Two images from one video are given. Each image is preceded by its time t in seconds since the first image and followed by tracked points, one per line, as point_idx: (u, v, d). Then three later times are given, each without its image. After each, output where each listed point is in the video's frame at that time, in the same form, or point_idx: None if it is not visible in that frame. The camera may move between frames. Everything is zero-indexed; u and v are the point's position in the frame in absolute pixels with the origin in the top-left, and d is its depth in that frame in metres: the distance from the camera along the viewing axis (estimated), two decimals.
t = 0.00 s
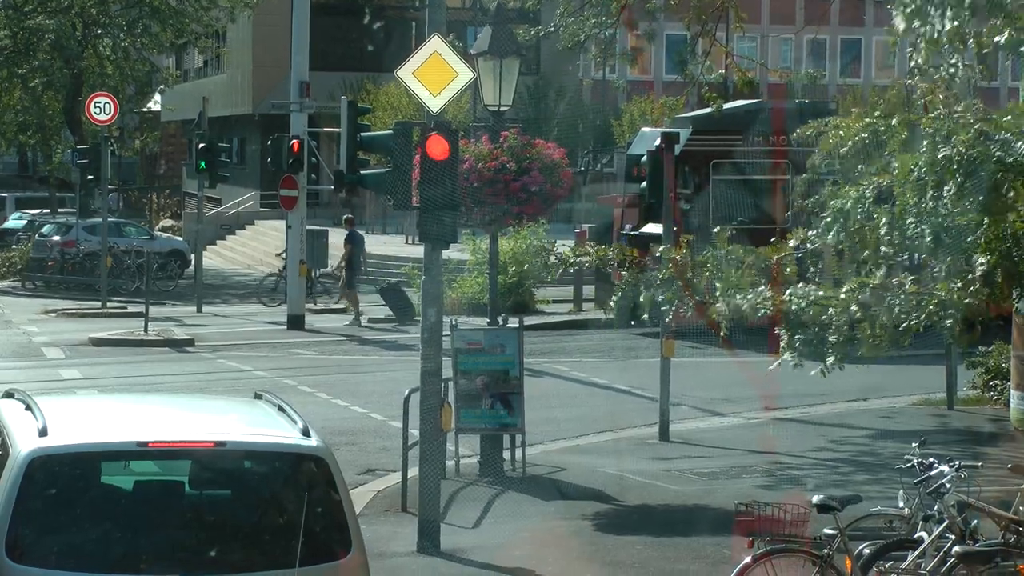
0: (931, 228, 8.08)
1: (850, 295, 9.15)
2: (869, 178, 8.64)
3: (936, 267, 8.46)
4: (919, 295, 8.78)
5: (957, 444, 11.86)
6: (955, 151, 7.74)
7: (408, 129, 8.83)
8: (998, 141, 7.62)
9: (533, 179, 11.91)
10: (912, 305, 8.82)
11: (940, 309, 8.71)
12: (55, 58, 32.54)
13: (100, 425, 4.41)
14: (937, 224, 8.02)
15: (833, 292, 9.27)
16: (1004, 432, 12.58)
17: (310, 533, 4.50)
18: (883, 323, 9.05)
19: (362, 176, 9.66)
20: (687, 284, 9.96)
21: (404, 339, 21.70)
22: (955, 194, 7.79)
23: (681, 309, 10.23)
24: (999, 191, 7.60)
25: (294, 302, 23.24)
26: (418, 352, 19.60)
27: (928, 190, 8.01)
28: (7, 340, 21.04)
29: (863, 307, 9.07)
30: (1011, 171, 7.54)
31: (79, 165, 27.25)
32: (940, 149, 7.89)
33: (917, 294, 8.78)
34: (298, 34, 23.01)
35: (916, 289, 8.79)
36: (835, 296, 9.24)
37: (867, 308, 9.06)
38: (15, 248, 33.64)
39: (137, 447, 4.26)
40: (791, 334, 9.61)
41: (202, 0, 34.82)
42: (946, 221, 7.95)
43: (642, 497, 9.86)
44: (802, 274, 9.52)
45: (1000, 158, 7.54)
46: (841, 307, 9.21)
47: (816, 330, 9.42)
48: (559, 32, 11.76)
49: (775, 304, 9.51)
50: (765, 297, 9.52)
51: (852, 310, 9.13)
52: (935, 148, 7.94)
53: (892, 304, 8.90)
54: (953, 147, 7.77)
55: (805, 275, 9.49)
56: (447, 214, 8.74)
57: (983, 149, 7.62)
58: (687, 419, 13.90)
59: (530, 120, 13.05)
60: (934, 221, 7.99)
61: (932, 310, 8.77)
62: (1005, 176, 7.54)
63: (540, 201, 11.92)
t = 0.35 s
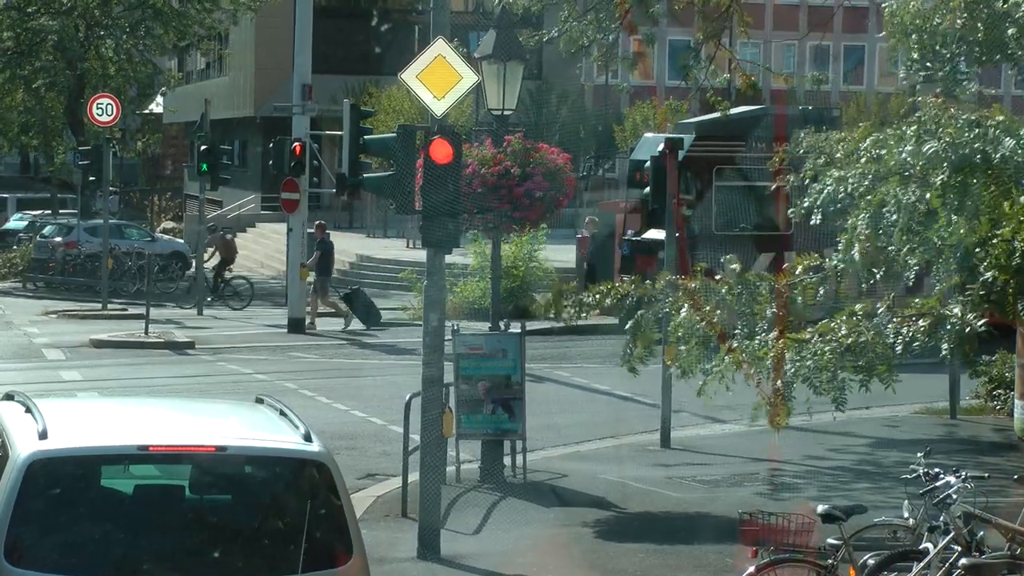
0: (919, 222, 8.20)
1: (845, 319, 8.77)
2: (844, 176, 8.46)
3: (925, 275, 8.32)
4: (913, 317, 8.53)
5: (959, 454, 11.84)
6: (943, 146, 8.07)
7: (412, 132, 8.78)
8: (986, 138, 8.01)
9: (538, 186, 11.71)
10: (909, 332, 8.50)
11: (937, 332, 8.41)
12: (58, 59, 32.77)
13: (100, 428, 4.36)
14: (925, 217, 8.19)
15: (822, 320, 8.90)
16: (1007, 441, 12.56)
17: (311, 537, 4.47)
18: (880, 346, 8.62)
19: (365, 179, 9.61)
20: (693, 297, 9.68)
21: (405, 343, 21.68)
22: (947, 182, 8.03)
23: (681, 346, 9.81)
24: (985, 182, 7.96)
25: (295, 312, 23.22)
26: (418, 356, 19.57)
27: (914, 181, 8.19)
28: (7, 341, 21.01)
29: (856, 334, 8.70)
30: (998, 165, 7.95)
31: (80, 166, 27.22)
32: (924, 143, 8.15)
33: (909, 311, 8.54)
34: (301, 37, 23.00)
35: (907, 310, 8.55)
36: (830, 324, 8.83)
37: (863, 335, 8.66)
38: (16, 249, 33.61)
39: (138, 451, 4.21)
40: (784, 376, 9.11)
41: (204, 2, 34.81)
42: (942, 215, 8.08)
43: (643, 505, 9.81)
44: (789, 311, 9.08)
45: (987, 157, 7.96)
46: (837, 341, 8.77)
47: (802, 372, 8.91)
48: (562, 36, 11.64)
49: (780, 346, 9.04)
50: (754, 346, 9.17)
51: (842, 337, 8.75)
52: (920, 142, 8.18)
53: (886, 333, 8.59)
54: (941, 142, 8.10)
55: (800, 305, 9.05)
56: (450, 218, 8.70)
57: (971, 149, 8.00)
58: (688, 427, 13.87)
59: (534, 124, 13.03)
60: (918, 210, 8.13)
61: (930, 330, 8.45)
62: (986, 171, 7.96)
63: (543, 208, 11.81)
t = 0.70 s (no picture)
0: (892, 220, 7.99)
1: (853, 310, 8.42)
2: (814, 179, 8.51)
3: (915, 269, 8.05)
4: (922, 307, 8.20)
5: (961, 448, 11.81)
6: (908, 141, 7.82)
7: (411, 128, 8.73)
8: (955, 133, 7.76)
9: (538, 183, 11.54)
10: (919, 322, 8.17)
11: (945, 325, 8.09)
12: (55, 58, 32.72)
13: (101, 427, 4.34)
14: (902, 217, 7.95)
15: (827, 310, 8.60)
16: (1008, 436, 12.54)
17: (312, 538, 4.41)
18: (890, 341, 8.31)
19: (364, 177, 9.58)
20: (698, 315, 9.70)
21: (405, 342, 21.66)
22: (914, 181, 7.78)
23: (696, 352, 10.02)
24: (960, 181, 7.66)
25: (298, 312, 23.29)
26: (419, 354, 19.55)
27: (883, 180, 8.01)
28: (8, 341, 20.97)
29: (862, 324, 8.36)
30: (970, 160, 7.61)
31: (79, 165, 27.17)
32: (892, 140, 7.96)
33: (917, 300, 8.20)
34: (299, 36, 22.97)
35: (914, 299, 8.22)
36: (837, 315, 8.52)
37: (871, 323, 8.35)
38: (15, 248, 33.56)
39: (138, 450, 4.18)
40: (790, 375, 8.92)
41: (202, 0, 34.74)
42: (909, 217, 7.90)
43: (646, 502, 9.78)
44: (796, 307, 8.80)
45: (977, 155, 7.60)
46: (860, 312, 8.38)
47: (812, 363, 8.69)
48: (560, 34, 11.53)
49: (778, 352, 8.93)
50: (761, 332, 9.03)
51: (851, 329, 8.40)
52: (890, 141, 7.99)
53: (898, 324, 8.27)
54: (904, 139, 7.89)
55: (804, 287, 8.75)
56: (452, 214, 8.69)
57: (938, 142, 7.74)
58: (689, 423, 13.82)
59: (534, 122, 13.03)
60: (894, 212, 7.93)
61: (939, 323, 8.11)
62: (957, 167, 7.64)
63: (545, 204, 11.68)
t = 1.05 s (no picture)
0: (902, 211, 8.58)
1: (858, 288, 9.35)
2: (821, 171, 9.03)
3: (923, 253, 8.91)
4: (920, 287, 9.27)
5: (964, 447, 11.80)
6: (920, 134, 8.32)
7: (415, 121, 8.70)
8: (969, 126, 8.22)
9: (542, 176, 11.57)
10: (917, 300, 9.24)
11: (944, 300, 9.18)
12: (61, 49, 32.68)
13: (103, 418, 4.32)
14: (915, 209, 8.55)
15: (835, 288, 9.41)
16: (1011, 436, 12.52)
17: (316, 530, 4.40)
18: (887, 318, 9.26)
19: (369, 169, 9.57)
20: (717, 285, 9.80)
21: (408, 334, 21.64)
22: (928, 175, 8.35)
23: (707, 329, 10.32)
24: (970, 170, 8.21)
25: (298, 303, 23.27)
26: (421, 347, 19.53)
27: (893, 172, 8.56)
28: (10, 330, 20.97)
29: (865, 302, 9.33)
30: (983, 149, 8.14)
31: (83, 155, 27.14)
32: (899, 132, 8.48)
33: (917, 278, 9.26)
34: (305, 28, 22.91)
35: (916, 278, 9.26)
36: (842, 291, 9.41)
37: (872, 305, 9.32)
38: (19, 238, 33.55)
39: (140, 440, 4.17)
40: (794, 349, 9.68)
41: None
42: (920, 205, 8.51)
43: (647, 497, 9.77)
44: (794, 279, 9.56)
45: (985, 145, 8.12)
46: (845, 304, 9.37)
47: (814, 333, 9.47)
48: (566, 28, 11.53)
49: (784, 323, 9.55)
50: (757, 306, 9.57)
51: (850, 306, 9.34)
52: (898, 132, 8.49)
53: (895, 304, 9.25)
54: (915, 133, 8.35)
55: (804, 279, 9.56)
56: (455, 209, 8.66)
57: (950, 133, 8.22)
58: (691, 419, 13.80)
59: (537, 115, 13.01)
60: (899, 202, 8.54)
61: (937, 300, 9.19)
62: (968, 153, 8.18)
63: (548, 197, 11.65)
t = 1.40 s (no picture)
0: (904, 199, 7.87)
1: (852, 271, 8.40)
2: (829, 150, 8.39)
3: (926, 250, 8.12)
4: (935, 271, 8.20)
5: (975, 454, 11.76)
6: (923, 116, 7.58)
7: (421, 128, 8.68)
8: (972, 111, 7.52)
9: (549, 183, 11.86)
10: (927, 285, 8.17)
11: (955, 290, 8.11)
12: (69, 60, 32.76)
13: (113, 433, 4.29)
14: (916, 196, 7.82)
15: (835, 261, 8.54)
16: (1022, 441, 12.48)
17: (327, 544, 4.38)
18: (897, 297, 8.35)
19: (376, 178, 9.54)
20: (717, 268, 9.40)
21: (417, 343, 21.63)
22: (930, 164, 7.61)
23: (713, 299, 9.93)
24: (977, 160, 7.45)
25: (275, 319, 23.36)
26: (430, 356, 19.53)
27: (895, 160, 7.80)
28: (20, 343, 21.00)
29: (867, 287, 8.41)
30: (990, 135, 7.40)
31: (92, 167, 27.18)
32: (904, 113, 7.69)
33: (930, 258, 8.15)
34: (311, 36, 22.92)
35: (926, 263, 8.17)
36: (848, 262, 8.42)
37: (876, 287, 8.39)
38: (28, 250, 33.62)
39: (151, 456, 4.12)
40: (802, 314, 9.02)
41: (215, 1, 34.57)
42: (922, 193, 7.76)
43: (659, 507, 9.73)
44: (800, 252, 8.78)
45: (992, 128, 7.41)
46: (846, 280, 8.44)
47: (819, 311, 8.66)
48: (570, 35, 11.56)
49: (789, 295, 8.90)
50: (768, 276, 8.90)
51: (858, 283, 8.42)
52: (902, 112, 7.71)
53: (905, 282, 8.18)
54: (916, 119, 7.60)
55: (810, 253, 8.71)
56: (463, 217, 8.66)
57: (952, 119, 7.49)
58: (702, 427, 13.77)
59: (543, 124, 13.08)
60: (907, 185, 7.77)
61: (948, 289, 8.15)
62: (974, 141, 7.43)
63: (555, 202, 11.93)
